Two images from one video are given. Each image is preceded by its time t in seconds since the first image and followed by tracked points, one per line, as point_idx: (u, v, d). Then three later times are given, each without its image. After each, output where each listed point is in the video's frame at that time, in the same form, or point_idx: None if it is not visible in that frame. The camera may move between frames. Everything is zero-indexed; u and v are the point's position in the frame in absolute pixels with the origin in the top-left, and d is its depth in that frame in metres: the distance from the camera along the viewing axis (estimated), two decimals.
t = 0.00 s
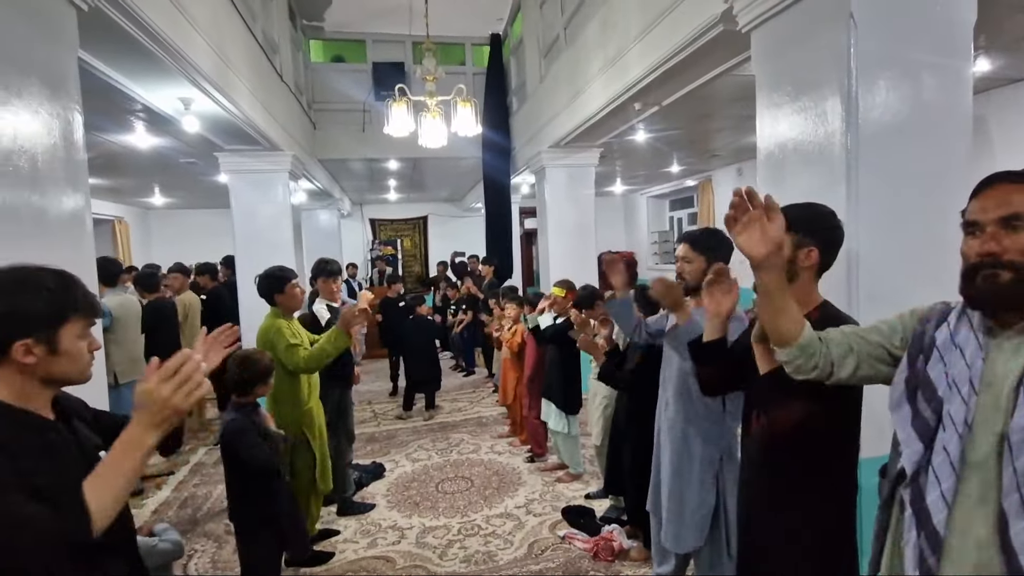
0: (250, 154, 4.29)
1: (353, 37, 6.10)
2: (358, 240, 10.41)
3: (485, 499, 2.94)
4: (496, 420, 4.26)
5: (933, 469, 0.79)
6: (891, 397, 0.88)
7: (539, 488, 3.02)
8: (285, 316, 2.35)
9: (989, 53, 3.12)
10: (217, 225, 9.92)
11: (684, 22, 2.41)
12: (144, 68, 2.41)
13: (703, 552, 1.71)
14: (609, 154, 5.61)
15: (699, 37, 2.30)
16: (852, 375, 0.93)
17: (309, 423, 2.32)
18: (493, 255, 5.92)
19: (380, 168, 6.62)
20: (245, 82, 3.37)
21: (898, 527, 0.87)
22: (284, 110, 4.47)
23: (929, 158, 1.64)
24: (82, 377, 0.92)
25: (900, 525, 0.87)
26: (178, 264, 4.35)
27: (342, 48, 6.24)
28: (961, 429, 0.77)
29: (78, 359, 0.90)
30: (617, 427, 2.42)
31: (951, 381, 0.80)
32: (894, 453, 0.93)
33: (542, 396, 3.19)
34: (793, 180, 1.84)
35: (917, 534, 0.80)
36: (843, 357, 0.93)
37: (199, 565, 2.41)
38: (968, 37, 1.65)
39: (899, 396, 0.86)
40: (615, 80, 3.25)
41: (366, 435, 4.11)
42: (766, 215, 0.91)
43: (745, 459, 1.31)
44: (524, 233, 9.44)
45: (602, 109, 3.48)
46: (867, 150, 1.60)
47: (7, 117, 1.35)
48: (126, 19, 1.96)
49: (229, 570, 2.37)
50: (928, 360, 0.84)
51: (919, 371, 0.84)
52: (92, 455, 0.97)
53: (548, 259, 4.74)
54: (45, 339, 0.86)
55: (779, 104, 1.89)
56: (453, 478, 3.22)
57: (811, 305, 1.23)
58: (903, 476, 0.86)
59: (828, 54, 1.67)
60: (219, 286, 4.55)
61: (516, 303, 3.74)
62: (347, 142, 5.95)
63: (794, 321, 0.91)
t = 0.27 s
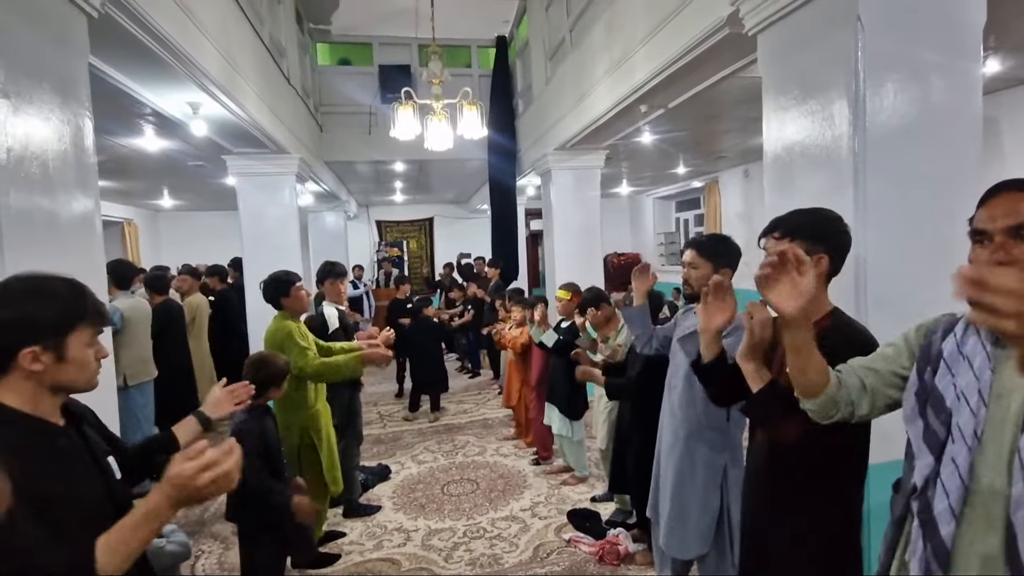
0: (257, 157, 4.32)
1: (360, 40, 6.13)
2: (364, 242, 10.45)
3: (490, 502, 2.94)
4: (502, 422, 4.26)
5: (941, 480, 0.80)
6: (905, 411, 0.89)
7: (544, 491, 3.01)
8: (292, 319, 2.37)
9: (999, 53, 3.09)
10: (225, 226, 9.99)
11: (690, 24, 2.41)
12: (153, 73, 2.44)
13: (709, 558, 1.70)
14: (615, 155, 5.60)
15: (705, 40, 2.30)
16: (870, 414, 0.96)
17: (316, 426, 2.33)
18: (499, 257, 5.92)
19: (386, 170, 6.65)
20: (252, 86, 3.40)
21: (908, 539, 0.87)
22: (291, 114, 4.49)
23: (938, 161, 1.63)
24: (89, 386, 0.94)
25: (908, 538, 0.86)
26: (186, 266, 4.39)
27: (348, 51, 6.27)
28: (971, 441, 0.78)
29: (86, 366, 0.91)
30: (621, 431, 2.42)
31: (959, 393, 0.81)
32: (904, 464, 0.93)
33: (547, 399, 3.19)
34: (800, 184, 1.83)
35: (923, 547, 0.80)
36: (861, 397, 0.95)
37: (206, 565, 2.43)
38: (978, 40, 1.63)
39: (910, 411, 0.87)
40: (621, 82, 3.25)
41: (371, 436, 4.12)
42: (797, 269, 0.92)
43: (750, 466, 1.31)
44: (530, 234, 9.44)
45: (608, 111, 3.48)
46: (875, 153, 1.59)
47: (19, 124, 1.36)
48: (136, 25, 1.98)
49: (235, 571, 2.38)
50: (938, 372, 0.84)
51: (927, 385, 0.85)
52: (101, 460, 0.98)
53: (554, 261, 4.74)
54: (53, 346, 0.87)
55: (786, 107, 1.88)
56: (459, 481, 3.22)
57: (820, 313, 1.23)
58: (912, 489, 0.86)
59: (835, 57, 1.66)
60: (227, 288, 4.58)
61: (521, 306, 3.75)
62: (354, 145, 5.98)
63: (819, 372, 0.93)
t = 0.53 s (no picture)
0: (264, 159, 4.34)
1: (366, 42, 6.15)
2: (369, 243, 10.47)
3: (493, 504, 2.94)
4: (506, 424, 4.26)
5: (939, 497, 0.82)
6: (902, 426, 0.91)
7: (548, 494, 3.01)
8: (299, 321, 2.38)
9: (1009, 56, 3.06)
10: (231, 227, 10.03)
11: (697, 28, 2.40)
12: (161, 76, 2.46)
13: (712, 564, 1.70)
14: (620, 158, 5.59)
15: (711, 44, 2.30)
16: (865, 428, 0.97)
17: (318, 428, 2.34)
18: (503, 259, 5.92)
19: (392, 172, 6.67)
20: (259, 88, 3.42)
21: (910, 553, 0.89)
22: (298, 116, 4.51)
23: (944, 166, 1.62)
24: (90, 388, 0.95)
25: (908, 551, 0.88)
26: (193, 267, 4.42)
27: (355, 53, 6.29)
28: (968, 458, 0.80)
29: (87, 369, 0.92)
30: (624, 436, 2.42)
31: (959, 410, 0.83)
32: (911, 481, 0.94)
33: (550, 402, 3.19)
34: (805, 189, 1.82)
35: (924, 562, 0.83)
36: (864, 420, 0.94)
37: (210, 565, 2.44)
38: (985, 44, 1.62)
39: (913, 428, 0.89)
40: (627, 85, 3.24)
41: (375, 437, 4.13)
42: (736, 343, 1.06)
43: (753, 472, 1.31)
44: (535, 236, 9.43)
45: (613, 114, 3.47)
46: (881, 158, 1.58)
47: (30, 128, 1.38)
48: (144, 29, 2.00)
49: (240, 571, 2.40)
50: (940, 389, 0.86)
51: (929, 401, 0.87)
52: (104, 462, 0.99)
53: (558, 264, 4.74)
54: (53, 350, 0.88)
55: (791, 110, 1.88)
56: (462, 483, 3.23)
57: (822, 320, 1.23)
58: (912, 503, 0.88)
59: (841, 62, 1.65)
60: (233, 288, 4.60)
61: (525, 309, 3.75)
62: (360, 146, 6.00)
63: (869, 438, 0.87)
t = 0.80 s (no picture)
0: (271, 158, 4.37)
1: (372, 42, 6.16)
2: (375, 242, 10.50)
3: (498, 503, 2.95)
4: (511, 423, 4.27)
5: (949, 498, 0.79)
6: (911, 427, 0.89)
7: (552, 493, 3.02)
8: (301, 322, 2.39)
9: (1019, 56, 3.03)
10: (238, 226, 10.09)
11: (703, 27, 2.38)
12: (169, 78, 2.47)
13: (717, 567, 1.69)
14: (626, 157, 5.58)
15: (717, 44, 2.29)
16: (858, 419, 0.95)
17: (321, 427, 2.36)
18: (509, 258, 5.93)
19: (398, 171, 6.68)
20: (266, 89, 3.44)
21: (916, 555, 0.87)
22: (304, 115, 4.53)
23: (953, 166, 1.61)
24: (99, 389, 0.96)
25: (913, 554, 0.86)
26: (200, 266, 4.45)
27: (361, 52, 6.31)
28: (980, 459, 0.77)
29: (94, 371, 0.93)
30: (628, 437, 2.42)
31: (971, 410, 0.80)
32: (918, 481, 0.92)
33: (555, 402, 3.19)
34: (812, 190, 1.81)
35: (931, 564, 0.81)
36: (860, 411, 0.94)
37: (217, 563, 2.47)
38: (995, 44, 1.61)
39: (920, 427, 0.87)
40: (633, 85, 3.23)
41: (381, 436, 4.15)
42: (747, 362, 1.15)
43: (757, 474, 1.30)
44: (541, 235, 9.43)
45: (619, 113, 3.47)
46: (888, 159, 1.57)
47: (38, 131, 1.39)
48: (152, 31, 2.01)
49: (247, 569, 2.42)
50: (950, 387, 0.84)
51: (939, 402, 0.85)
52: (113, 463, 1.00)
53: (563, 263, 4.73)
54: (59, 351, 0.89)
55: (798, 110, 1.87)
56: (467, 482, 3.24)
57: (823, 322, 1.22)
58: (921, 505, 0.86)
59: (849, 62, 1.64)
60: (240, 287, 4.63)
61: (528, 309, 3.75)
62: (366, 146, 6.02)
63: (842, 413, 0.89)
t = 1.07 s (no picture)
0: (277, 157, 4.38)
1: (378, 40, 6.16)
2: (380, 239, 10.51)
3: (502, 502, 2.96)
4: (515, 422, 4.27)
5: (956, 502, 0.79)
6: (916, 427, 0.88)
7: (556, 492, 3.02)
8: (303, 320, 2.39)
9: None
10: (243, 223, 10.13)
11: (710, 26, 2.37)
12: (176, 77, 2.48)
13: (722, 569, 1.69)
14: (632, 155, 5.56)
15: (724, 43, 2.27)
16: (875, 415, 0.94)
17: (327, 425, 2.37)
18: (513, 256, 5.93)
19: (403, 169, 6.69)
20: (272, 87, 3.45)
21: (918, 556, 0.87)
22: (310, 114, 4.54)
23: (963, 167, 1.60)
24: (103, 389, 0.98)
25: (919, 557, 0.86)
26: (206, 263, 4.47)
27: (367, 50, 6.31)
28: (988, 463, 0.77)
29: (98, 371, 0.95)
30: (632, 436, 2.42)
31: (977, 413, 0.80)
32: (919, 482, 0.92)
33: (559, 401, 3.19)
34: (819, 190, 1.80)
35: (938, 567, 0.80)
36: (866, 393, 0.94)
37: (223, 559, 2.48)
38: (1005, 45, 1.59)
39: (923, 427, 0.86)
40: (639, 84, 3.22)
41: (385, 434, 4.16)
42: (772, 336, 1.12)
43: (762, 475, 1.30)
44: (545, 233, 9.42)
45: (625, 112, 3.45)
46: (897, 159, 1.56)
47: (47, 130, 1.40)
48: (159, 30, 2.02)
49: (252, 565, 2.44)
50: (955, 389, 0.83)
51: (944, 401, 0.84)
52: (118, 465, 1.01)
53: (568, 262, 4.73)
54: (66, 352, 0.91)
55: (806, 109, 1.85)
56: (471, 480, 3.24)
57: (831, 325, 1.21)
58: (926, 507, 0.86)
59: (857, 62, 1.63)
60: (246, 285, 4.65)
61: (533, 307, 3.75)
62: (371, 144, 6.03)
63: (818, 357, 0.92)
